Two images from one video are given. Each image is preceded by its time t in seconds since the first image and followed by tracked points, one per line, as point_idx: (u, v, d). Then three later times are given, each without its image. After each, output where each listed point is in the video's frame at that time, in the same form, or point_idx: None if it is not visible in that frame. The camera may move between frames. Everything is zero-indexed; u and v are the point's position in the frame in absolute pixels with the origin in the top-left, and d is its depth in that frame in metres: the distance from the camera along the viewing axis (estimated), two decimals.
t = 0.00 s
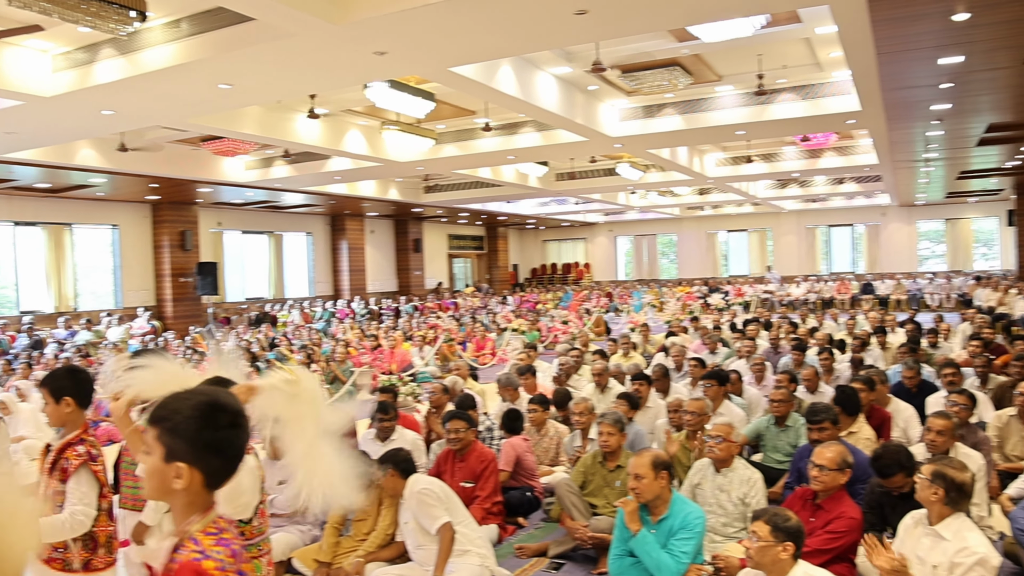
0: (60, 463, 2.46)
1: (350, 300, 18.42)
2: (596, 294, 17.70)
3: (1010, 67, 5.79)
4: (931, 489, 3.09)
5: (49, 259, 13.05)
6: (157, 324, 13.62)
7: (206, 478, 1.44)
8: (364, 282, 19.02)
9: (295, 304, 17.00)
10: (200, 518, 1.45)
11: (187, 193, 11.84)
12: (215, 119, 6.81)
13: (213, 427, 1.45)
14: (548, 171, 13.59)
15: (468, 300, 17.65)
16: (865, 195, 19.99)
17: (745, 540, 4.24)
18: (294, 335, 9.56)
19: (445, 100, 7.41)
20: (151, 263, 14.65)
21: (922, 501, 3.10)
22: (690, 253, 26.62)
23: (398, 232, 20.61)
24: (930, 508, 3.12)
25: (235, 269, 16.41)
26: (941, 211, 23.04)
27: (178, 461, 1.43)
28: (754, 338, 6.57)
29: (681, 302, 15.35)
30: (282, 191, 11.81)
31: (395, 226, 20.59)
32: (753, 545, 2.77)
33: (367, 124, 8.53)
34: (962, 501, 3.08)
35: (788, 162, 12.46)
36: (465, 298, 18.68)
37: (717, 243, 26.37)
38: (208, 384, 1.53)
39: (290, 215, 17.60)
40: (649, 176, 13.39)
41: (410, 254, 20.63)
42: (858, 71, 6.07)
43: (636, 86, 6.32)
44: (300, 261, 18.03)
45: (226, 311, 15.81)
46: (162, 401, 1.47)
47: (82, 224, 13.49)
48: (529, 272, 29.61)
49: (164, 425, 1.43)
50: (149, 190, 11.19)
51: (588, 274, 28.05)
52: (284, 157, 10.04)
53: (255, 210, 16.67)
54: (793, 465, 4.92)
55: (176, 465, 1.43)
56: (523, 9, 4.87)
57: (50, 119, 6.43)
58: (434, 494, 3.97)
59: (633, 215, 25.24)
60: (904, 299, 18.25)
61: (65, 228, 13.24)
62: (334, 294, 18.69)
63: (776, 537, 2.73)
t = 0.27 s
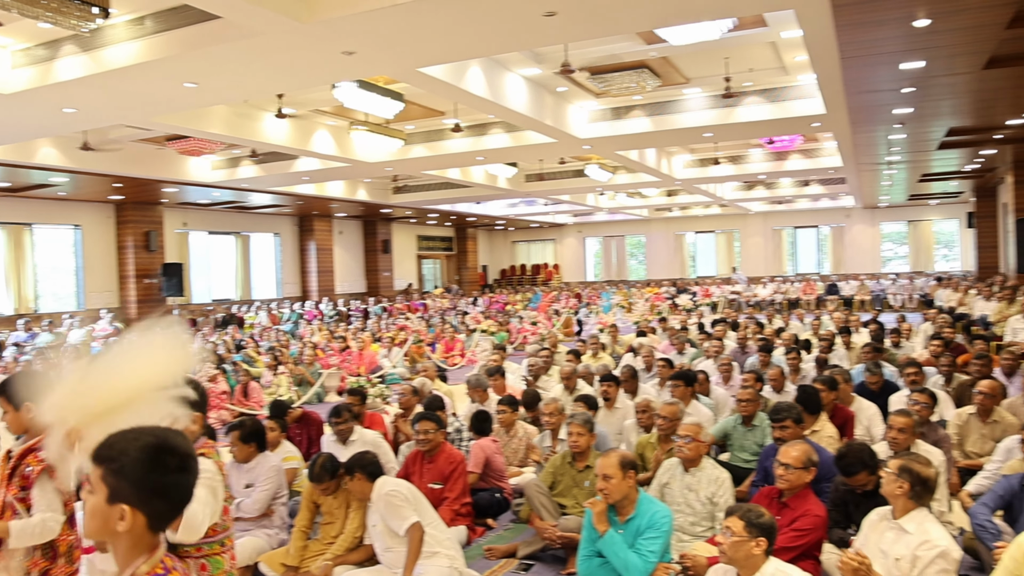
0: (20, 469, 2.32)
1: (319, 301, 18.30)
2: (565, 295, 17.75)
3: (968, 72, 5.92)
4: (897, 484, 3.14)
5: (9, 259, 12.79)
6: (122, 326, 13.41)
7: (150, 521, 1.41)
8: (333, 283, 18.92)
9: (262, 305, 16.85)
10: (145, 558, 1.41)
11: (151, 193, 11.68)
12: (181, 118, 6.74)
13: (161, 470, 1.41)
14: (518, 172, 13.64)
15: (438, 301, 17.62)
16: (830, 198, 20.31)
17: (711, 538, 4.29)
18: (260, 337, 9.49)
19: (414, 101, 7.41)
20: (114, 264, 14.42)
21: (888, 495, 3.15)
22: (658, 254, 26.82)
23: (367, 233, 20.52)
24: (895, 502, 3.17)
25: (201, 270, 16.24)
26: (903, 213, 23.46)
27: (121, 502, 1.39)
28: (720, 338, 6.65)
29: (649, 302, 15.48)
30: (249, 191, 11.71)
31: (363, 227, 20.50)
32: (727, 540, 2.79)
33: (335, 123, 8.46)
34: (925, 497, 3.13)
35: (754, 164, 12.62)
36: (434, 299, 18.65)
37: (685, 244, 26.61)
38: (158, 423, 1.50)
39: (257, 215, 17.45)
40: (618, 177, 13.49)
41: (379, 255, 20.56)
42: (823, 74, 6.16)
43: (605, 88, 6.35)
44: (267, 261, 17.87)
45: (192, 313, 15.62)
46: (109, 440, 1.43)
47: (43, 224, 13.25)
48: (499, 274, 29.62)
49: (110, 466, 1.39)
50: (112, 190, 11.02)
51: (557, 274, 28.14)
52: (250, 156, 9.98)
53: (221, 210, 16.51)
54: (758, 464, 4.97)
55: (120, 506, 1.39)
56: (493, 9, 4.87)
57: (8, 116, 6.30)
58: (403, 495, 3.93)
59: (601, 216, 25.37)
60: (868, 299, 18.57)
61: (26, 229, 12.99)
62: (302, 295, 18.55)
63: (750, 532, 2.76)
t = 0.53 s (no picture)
0: None
1: (290, 302, 18.16)
2: (538, 296, 17.77)
3: (934, 76, 6.01)
4: (867, 480, 3.16)
5: None
6: (87, 327, 13.22)
7: (140, 484, 1.36)
8: (305, 284, 18.80)
9: (232, 307, 16.69)
10: (135, 522, 1.36)
11: (119, 193, 11.52)
12: (149, 117, 6.66)
13: (148, 432, 1.38)
14: (490, 172, 13.63)
15: (411, 302, 17.58)
16: (799, 199, 20.57)
17: (683, 537, 4.32)
18: (230, 339, 9.40)
19: (387, 101, 7.38)
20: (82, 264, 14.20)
21: (858, 492, 3.17)
22: (630, 254, 26.95)
23: (339, 233, 20.41)
24: (864, 499, 3.19)
25: (171, 271, 16.06)
26: (871, 214, 23.79)
27: (108, 466, 1.35)
28: (693, 339, 6.71)
29: (621, 303, 15.56)
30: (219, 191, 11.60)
31: (336, 227, 20.40)
32: (703, 537, 2.79)
33: (307, 123, 8.41)
34: (894, 493, 3.17)
35: (726, 165, 12.75)
36: (407, 300, 18.60)
37: (657, 245, 26.78)
38: (146, 386, 1.46)
39: (228, 215, 17.29)
40: (590, 179, 13.55)
41: (351, 256, 20.46)
42: (793, 76, 6.22)
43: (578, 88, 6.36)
44: (238, 262, 17.71)
45: (162, 314, 15.44)
46: (94, 404, 1.40)
47: (7, 224, 13.01)
48: (471, 275, 29.59)
49: (95, 429, 1.36)
50: (79, 189, 10.85)
51: (530, 275, 28.18)
52: (221, 156, 9.90)
53: (191, 211, 16.35)
54: (729, 463, 5.00)
55: (108, 470, 1.35)
56: (465, 10, 4.85)
57: None
58: (374, 495, 3.89)
59: (574, 217, 25.46)
60: (837, 299, 18.81)
61: None
62: (273, 296, 18.41)
63: (726, 530, 2.77)
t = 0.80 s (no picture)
0: None
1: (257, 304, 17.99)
2: (507, 297, 17.81)
3: (896, 81, 6.13)
4: (830, 479, 3.20)
5: None
6: (48, 329, 12.96)
7: (152, 485, 1.37)
8: (271, 285, 18.63)
9: (198, 308, 16.49)
10: (147, 524, 1.37)
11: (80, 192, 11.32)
12: (112, 115, 6.57)
13: (158, 434, 1.39)
14: (459, 173, 13.63)
15: (379, 304, 17.52)
16: (765, 201, 20.85)
17: (651, 536, 4.34)
18: (195, 341, 9.30)
19: (355, 101, 7.35)
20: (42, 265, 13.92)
21: (822, 490, 3.21)
22: (599, 255, 27.09)
23: (307, 234, 20.26)
24: (828, 497, 3.23)
25: (134, 272, 15.82)
26: (835, 216, 24.19)
27: (121, 467, 1.36)
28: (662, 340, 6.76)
29: (590, 304, 15.65)
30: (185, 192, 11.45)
31: (303, 228, 20.25)
32: (668, 536, 2.81)
33: (275, 122, 8.35)
34: (857, 490, 3.22)
35: (693, 167, 12.88)
36: (376, 302, 18.52)
37: (626, 246, 26.95)
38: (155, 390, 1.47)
39: (193, 216, 17.07)
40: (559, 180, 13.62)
41: (319, 257, 20.31)
42: (759, 80, 6.30)
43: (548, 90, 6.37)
44: (204, 263, 17.49)
45: (125, 316, 15.20)
46: (105, 407, 1.41)
47: None
48: (440, 276, 29.50)
49: (106, 432, 1.37)
50: (38, 189, 10.64)
51: (499, 276, 28.17)
52: (186, 156, 9.79)
53: (154, 211, 16.13)
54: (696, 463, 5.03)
55: (120, 471, 1.36)
56: (433, 10, 4.84)
57: None
58: (342, 497, 3.85)
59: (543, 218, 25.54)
60: (802, 300, 19.08)
61: None
62: (240, 298, 18.20)
63: (690, 528, 2.80)
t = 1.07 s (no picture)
0: None
1: (225, 305, 17.81)
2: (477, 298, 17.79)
3: (860, 85, 6.23)
4: (793, 479, 3.24)
5: None
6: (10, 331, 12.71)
7: (103, 495, 1.13)
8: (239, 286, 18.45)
9: (164, 309, 16.28)
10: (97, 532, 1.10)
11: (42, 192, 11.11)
12: (76, 114, 6.47)
13: (114, 438, 1.17)
14: (429, 174, 13.60)
15: (349, 305, 17.45)
16: (732, 203, 21.10)
17: (621, 535, 4.37)
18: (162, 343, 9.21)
19: (325, 101, 7.31)
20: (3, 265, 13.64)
21: (786, 490, 3.24)
22: (570, 256, 27.19)
23: (275, 235, 20.09)
24: (792, 497, 3.27)
25: (98, 273, 15.58)
26: (802, 218, 24.54)
27: (72, 473, 1.13)
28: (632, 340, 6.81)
29: (560, 304, 15.71)
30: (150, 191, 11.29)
31: (272, 229, 20.08)
32: (635, 537, 2.81)
33: (243, 122, 8.28)
34: (820, 489, 3.27)
35: (662, 169, 12.99)
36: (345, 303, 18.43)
37: (595, 247, 27.08)
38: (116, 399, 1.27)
39: (159, 216, 16.84)
40: (529, 181, 13.66)
41: (288, 257, 20.15)
42: (727, 82, 6.36)
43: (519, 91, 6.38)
44: (170, 264, 17.27)
45: (88, 318, 14.94)
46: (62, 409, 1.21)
47: None
48: (410, 277, 29.40)
49: (56, 434, 1.15)
50: None
51: (469, 277, 28.14)
52: (153, 155, 9.66)
53: (119, 211, 15.90)
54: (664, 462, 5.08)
55: (70, 477, 1.13)
56: (403, 10, 4.82)
57: None
58: (312, 499, 3.81)
59: (513, 219, 25.58)
60: (770, 300, 19.33)
61: None
62: (207, 299, 18.00)
63: (657, 528, 2.80)
